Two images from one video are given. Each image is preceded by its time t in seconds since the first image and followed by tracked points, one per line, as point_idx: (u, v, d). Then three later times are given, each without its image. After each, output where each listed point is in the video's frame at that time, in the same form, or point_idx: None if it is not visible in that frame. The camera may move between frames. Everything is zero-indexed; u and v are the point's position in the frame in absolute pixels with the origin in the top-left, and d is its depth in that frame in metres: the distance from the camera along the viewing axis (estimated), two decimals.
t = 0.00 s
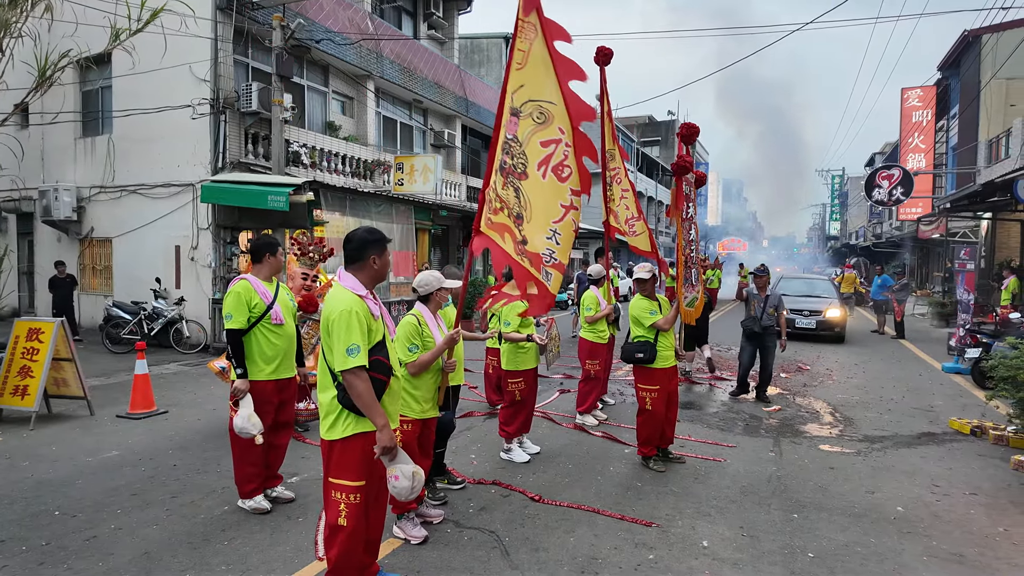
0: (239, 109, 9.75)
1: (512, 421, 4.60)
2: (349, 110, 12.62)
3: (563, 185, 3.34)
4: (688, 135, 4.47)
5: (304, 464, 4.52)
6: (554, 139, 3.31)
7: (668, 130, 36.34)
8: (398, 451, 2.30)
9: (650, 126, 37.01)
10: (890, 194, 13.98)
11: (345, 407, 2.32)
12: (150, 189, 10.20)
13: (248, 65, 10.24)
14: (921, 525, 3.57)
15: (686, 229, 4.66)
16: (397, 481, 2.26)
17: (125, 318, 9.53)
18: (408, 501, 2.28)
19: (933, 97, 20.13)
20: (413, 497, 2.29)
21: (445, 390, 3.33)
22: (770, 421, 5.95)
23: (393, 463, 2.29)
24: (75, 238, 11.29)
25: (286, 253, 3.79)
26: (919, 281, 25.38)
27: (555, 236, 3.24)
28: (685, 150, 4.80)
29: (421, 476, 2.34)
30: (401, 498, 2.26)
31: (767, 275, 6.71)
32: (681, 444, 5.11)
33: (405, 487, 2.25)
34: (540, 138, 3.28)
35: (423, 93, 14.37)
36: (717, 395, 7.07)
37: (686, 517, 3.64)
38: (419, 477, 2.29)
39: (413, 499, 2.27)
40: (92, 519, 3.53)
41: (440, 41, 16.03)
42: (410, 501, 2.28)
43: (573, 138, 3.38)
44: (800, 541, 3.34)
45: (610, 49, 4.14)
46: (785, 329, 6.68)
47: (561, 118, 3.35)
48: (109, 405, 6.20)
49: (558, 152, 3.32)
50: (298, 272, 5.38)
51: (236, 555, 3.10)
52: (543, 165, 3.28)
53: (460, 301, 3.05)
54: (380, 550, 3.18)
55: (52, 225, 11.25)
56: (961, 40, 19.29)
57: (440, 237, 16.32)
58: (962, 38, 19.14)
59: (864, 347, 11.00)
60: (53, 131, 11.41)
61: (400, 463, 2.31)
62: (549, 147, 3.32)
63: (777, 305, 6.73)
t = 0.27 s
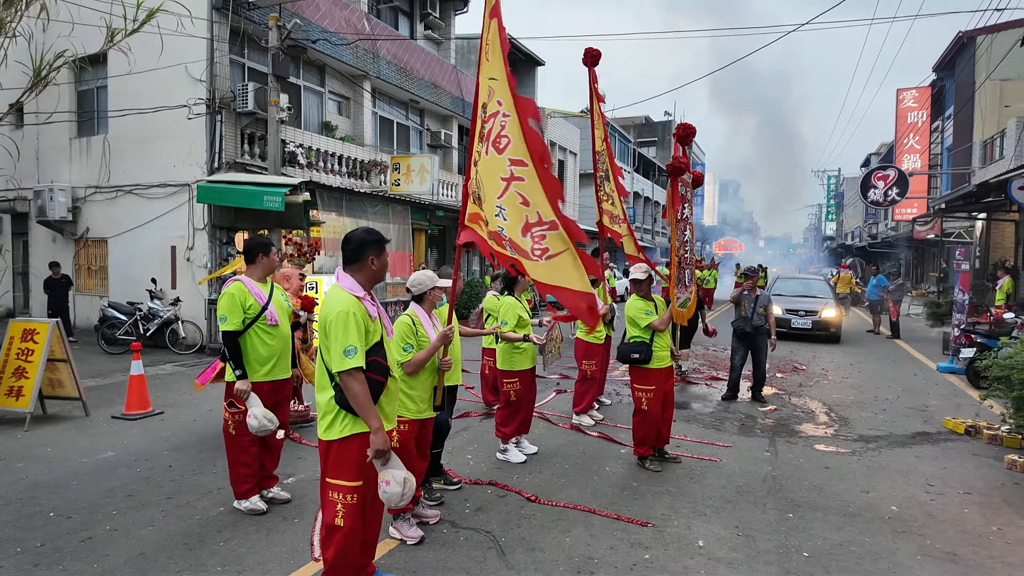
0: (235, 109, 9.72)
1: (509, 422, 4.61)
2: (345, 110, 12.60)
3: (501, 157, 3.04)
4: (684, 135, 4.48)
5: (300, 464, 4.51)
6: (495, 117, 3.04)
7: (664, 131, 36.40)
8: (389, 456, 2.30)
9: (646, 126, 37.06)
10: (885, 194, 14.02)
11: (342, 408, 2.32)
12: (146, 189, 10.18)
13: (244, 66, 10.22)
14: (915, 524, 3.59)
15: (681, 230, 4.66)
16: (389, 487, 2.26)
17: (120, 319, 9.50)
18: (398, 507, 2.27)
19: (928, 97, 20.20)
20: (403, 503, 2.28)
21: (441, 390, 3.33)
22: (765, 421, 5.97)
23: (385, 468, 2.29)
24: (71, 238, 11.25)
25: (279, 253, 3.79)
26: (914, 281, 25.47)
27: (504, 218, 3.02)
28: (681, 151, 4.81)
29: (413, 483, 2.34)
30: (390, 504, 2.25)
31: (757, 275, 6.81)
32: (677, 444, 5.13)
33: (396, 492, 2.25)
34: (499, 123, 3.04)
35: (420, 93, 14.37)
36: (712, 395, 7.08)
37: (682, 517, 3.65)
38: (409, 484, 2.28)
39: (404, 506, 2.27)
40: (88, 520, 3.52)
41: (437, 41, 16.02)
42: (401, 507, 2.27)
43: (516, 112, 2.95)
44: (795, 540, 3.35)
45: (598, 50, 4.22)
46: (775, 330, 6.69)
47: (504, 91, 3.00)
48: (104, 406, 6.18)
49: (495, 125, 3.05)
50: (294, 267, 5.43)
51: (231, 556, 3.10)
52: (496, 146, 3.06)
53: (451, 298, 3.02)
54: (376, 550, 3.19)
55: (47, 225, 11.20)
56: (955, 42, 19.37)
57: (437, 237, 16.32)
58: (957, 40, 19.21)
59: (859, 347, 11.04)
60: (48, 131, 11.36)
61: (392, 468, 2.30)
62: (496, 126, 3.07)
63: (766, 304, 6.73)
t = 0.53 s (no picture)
0: (234, 109, 9.72)
1: (512, 421, 4.63)
2: (344, 110, 12.61)
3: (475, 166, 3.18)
4: (683, 137, 4.49)
5: (299, 465, 4.52)
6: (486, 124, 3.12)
7: (663, 131, 36.42)
8: (392, 455, 2.31)
9: (645, 127, 37.07)
10: (883, 195, 14.04)
11: (342, 409, 2.33)
12: (145, 190, 10.17)
13: (243, 66, 10.22)
14: (914, 524, 3.60)
15: (681, 230, 4.67)
16: (391, 486, 2.29)
17: (120, 319, 9.50)
18: (401, 506, 2.30)
19: (926, 98, 20.22)
20: (406, 502, 2.31)
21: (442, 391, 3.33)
22: (764, 421, 5.98)
23: (388, 467, 2.31)
24: (70, 238, 11.24)
25: (278, 254, 3.78)
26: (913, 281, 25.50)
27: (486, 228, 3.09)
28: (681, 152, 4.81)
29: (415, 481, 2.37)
30: (393, 502, 2.28)
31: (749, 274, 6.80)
32: (676, 444, 5.14)
33: (398, 491, 2.28)
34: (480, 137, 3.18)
35: (419, 93, 14.37)
36: (711, 395, 7.10)
37: (681, 517, 3.66)
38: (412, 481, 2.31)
39: (407, 504, 2.29)
40: (88, 521, 3.52)
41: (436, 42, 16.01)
42: (404, 505, 2.31)
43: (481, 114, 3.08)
44: (794, 540, 3.36)
45: (588, 52, 4.30)
46: (764, 329, 6.69)
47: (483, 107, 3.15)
48: (104, 407, 6.18)
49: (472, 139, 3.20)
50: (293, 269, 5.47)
51: (231, 556, 3.11)
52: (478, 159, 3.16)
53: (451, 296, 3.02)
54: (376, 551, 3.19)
55: (46, 226, 11.19)
56: (953, 43, 19.40)
57: (436, 238, 16.32)
58: (955, 40, 19.24)
59: (858, 347, 11.05)
60: (46, 131, 11.36)
61: (395, 467, 2.32)
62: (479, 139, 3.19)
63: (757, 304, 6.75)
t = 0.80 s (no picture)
0: (234, 110, 9.73)
1: (514, 421, 4.64)
2: (344, 111, 12.62)
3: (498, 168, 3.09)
4: (685, 138, 4.48)
5: (300, 466, 4.53)
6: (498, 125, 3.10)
7: (663, 131, 36.43)
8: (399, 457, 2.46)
9: (646, 127, 37.08)
10: (883, 195, 14.05)
11: (344, 411, 2.33)
12: (146, 190, 10.18)
13: (243, 67, 10.22)
14: (913, 525, 3.61)
15: (682, 232, 4.69)
16: (400, 487, 2.47)
17: (120, 320, 9.51)
18: (404, 506, 2.49)
19: (926, 98, 20.23)
20: (410, 501, 2.51)
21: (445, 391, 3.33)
22: (764, 422, 5.99)
23: (394, 469, 2.49)
24: (70, 239, 11.25)
25: (278, 255, 3.78)
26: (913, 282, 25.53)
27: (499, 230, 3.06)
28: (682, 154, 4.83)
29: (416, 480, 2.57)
30: (401, 501, 2.47)
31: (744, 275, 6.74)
32: (676, 444, 5.15)
33: (407, 491, 2.48)
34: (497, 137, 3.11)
35: (419, 94, 14.38)
36: (711, 395, 7.11)
37: (681, 517, 3.67)
38: (416, 478, 2.51)
39: (412, 502, 2.51)
40: (89, 521, 3.53)
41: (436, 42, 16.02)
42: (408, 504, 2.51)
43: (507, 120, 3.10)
44: (793, 541, 3.37)
45: (582, 54, 4.28)
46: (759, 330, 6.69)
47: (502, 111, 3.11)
48: (105, 407, 6.19)
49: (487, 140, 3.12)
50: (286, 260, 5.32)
51: (233, 557, 3.12)
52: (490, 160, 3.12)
53: (456, 302, 3.06)
54: (377, 551, 3.19)
55: (46, 226, 11.19)
56: (953, 43, 19.42)
57: (437, 238, 16.34)
58: (955, 41, 19.26)
59: (858, 347, 11.07)
60: (47, 132, 11.37)
61: (400, 468, 2.51)
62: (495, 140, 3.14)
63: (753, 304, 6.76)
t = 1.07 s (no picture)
0: (235, 111, 9.75)
1: (513, 422, 4.66)
2: (344, 112, 12.63)
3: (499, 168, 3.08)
4: (686, 142, 4.47)
5: (301, 467, 4.55)
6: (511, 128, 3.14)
7: (663, 132, 36.44)
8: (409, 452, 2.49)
9: (646, 128, 37.09)
10: (883, 196, 14.05)
11: (342, 414, 2.35)
12: (147, 192, 10.20)
13: (243, 68, 10.24)
14: (911, 526, 3.63)
15: (682, 235, 4.70)
16: (413, 480, 2.48)
17: (121, 321, 9.52)
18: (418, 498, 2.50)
19: (926, 99, 20.24)
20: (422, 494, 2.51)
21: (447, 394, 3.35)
22: (763, 423, 6.01)
23: (405, 463, 2.50)
24: (71, 240, 11.27)
25: (278, 256, 3.78)
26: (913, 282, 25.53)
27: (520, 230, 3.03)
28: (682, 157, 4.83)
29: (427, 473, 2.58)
30: (414, 495, 2.48)
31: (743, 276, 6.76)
32: (676, 446, 5.17)
33: (421, 482, 2.49)
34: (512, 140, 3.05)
35: (419, 95, 14.39)
36: (710, 397, 7.13)
37: (680, 518, 3.69)
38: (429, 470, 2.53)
39: (426, 494, 2.51)
40: (92, 522, 3.55)
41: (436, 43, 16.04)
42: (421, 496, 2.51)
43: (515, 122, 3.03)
44: (792, 542, 3.39)
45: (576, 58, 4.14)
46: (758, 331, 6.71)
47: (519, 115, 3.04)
48: (106, 408, 6.21)
49: (502, 138, 3.08)
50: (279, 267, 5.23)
51: (235, 558, 3.13)
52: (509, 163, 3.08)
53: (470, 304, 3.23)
54: (378, 553, 3.21)
55: (47, 227, 11.21)
56: (953, 44, 19.44)
57: (437, 239, 16.35)
58: (955, 42, 19.27)
59: (857, 348, 11.08)
60: (48, 133, 11.39)
61: (412, 461, 2.52)
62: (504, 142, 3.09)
63: (751, 305, 6.76)
